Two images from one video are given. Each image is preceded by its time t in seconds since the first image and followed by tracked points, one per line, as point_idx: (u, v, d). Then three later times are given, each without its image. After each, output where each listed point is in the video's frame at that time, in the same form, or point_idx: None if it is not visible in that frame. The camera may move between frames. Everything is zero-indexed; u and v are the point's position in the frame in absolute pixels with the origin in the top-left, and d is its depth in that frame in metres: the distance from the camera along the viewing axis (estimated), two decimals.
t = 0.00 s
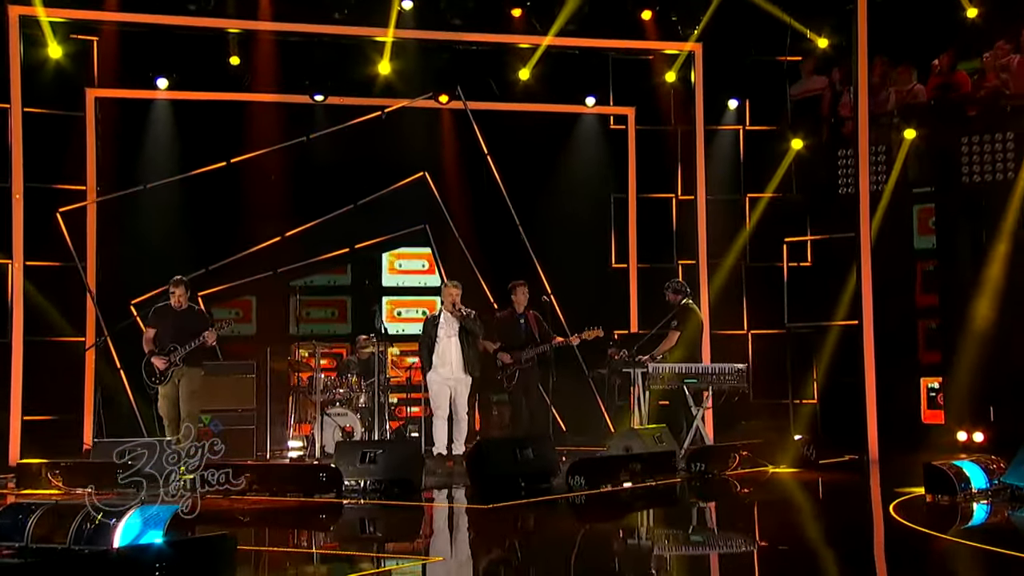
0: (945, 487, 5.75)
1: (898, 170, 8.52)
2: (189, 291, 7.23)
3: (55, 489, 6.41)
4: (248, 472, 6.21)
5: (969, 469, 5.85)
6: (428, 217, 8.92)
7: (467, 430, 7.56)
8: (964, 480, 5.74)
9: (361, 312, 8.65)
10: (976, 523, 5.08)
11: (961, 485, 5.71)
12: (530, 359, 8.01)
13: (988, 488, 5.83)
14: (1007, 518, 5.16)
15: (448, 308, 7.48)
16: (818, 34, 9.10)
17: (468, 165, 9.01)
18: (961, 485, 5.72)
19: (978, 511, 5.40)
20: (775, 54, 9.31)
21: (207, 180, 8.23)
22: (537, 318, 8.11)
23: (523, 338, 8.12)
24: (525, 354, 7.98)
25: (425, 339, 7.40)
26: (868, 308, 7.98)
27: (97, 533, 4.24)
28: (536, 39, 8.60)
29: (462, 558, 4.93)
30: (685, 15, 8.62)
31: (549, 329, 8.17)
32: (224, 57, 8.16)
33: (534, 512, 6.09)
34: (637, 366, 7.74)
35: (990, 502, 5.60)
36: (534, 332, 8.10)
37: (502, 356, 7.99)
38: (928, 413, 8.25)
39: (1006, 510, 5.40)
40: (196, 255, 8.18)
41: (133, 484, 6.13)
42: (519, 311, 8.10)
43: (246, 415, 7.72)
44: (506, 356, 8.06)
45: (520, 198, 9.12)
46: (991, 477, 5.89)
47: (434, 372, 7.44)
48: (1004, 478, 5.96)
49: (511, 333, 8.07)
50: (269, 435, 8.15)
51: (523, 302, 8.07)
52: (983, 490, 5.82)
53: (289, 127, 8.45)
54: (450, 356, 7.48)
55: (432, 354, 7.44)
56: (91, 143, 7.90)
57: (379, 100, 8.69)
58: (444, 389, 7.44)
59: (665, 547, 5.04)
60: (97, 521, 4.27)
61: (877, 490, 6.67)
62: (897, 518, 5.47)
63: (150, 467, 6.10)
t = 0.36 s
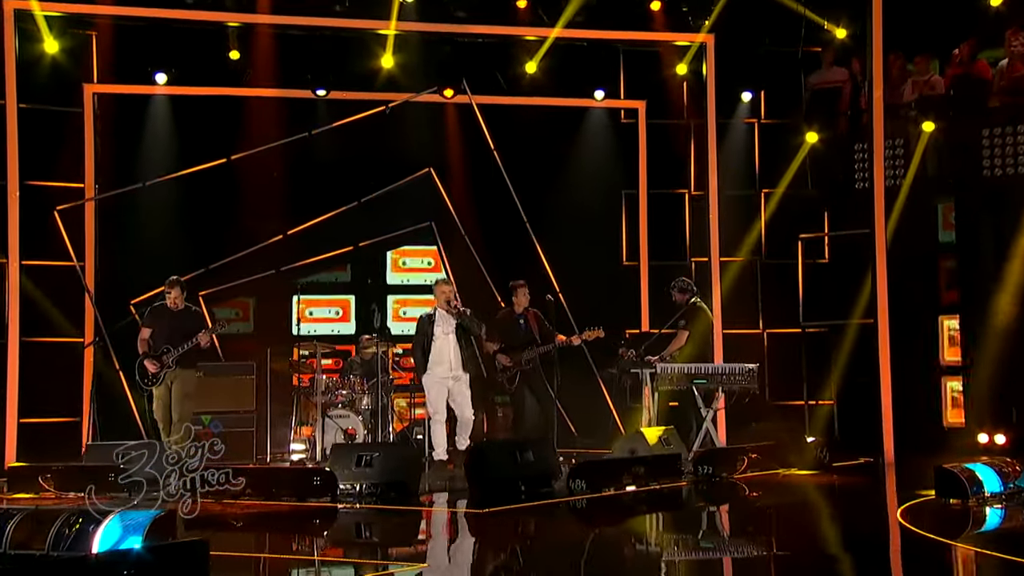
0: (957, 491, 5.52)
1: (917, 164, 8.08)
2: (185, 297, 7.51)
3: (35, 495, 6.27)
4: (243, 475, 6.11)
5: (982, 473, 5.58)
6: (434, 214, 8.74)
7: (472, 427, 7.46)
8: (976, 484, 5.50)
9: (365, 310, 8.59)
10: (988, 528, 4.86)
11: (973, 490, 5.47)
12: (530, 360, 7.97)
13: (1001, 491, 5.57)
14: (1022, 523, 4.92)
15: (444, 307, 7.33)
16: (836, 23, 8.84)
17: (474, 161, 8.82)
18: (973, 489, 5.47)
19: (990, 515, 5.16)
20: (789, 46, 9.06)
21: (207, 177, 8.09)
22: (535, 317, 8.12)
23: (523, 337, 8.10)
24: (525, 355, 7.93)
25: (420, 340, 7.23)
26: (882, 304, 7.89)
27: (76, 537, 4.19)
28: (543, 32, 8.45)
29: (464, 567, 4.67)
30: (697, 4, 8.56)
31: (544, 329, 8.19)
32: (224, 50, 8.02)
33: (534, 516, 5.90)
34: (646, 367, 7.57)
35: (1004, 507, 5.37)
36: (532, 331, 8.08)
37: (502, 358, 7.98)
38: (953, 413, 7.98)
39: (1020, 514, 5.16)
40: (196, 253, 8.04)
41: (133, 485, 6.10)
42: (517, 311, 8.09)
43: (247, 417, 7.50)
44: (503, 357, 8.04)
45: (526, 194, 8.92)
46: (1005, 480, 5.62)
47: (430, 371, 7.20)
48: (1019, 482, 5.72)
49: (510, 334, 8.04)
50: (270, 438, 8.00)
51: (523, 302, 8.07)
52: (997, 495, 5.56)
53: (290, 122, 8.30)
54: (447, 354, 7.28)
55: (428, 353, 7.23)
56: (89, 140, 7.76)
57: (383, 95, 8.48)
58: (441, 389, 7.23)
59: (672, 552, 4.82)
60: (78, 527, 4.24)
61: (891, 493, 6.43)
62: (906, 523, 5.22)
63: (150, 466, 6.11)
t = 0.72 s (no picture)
0: (971, 495, 5.33)
1: (938, 159, 7.78)
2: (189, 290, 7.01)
3: (23, 498, 6.17)
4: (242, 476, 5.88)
5: (998, 477, 5.35)
6: (443, 212, 8.58)
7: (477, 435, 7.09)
8: (992, 489, 5.28)
9: (372, 309, 8.43)
10: (1006, 536, 4.64)
11: (989, 495, 5.27)
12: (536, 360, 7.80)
13: (1019, 497, 5.33)
14: None
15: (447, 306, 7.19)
16: (857, 15, 8.67)
17: (482, 157, 8.63)
18: (988, 494, 5.27)
19: (1007, 523, 4.94)
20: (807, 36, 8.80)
21: (213, 175, 7.95)
22: (541, 315, 7.93)
23: (529, 337, 7.92)
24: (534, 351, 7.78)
25: (422, 341, 7.18)
26: (901, 307, 7.70)
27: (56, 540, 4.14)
28: (555, 24, 8.25)
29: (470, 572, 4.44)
30: None
31: (552, 326, 8.00)
32: (226, 45, 7.81)
33: (536, 523, 5.71)
34: (657, 367, 7.35)
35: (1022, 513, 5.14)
36: (539, 329, 7.92)
37: (510, 358, 7.79)
38: (971, 416, 7.73)
39: None
40: (203, 251, 7.93)
41: (132, 486, 5.94)
42: (521, 309, 7.94)
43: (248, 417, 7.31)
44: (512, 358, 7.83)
45: (537, 190, 8.72)
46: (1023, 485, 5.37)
47: (431, 373, 7.12)
48: None
49: (516, 335, 7.90)
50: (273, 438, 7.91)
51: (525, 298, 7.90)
52: (1014, 500, 5.33)
53: (296, 119, 8.16)
54: (447, 355, 7.16)
55: (429, 353, 7.16)
56: (90, 137, 7.62)
57: (392, 89, 8.36)
58: (444, 391, 7.11)
59: (685, 558, 4.64)
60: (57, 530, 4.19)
61: (908, 497, 6.19)
62: (919, 531, 4.99)
63: (150, 466, 5.96)
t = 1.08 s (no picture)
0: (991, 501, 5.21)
1: (964, 152, 7.52)
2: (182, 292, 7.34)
3: (20, 501, 6.06)
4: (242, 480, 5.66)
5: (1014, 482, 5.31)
6: (454, 209, 8.41)
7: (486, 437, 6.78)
8: (1009, 495, 5.24)
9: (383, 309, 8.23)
10: None
11: (1006, 501, 5.21)
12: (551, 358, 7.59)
13: None
14: None
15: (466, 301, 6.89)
16: (884, 6, 8.24)
17: (493, 153, 8.45)
18: (1005, 500, 5.21)
19: None
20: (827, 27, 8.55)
21: (220, 171, 7.83)
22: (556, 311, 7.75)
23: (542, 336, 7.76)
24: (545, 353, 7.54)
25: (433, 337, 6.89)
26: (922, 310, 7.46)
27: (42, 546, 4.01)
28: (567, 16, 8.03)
29: None
30: None
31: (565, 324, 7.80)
32: (232, 39, 7.71)
33: (540, 528, 5.53)
34: (671, 368, 7.14)
35: None
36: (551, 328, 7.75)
37: (525, 359, 7.59)
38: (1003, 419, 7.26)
39: None
40: (211, 249, 7.81)
41: (133, 487, 5.79)
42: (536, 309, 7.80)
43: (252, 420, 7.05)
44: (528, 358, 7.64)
45: (550, 187, 8.53)
46: None
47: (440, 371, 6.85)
48: None
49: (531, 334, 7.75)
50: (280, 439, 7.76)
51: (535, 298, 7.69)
52: None
53: (304, 114, 8.02)
54: (457, 355, 6.86)
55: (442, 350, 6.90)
56: (94, 132, 7.50)
57: (402, 83, 8.21)
58: (456, 391, 6.81)
59: (700, 563, 4.47)
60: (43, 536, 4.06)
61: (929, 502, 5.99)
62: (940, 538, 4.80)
63: (151, 466, 5.82)
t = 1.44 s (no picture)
0: (1016, 506, 4.98)
1: (992, 146, 7.17)
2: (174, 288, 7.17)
3: (20, 504, 5.99)
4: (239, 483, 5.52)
5: None
6: (467, 206, 8.25)
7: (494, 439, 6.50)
8: None
9: (394, 309, 8.10)
10: None
11: None
12: (576, 358, 7.49)
13: None
14: None
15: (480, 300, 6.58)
16: None
17: (507, 149, 8.28)
18: None
19: None
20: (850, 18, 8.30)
21: (228, 167, 7.70)
22: (592, 312, 7.54)
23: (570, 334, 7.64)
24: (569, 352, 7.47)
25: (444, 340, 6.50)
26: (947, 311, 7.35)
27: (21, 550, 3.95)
28: (581, 7, 7.81)
29: None
30: None
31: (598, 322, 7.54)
32: (240, 33, 7.59)
33: (545, 533, 5.36)
34: (686, 369, 6.98)
35: None
36: (583, 326, 7.58)
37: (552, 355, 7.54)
38: None
39: None
40: (220, 247, 7.68)
41: (133, 487, 5.73)
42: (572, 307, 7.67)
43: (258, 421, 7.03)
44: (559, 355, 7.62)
45: (565, 182, 8.34)
46: None
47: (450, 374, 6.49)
48: None
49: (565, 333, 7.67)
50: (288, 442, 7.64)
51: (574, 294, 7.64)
52: None
53: (314, 109, 7.88)
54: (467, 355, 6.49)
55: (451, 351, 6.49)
56: (102, 128, 7.42)
57: (414, 78, 8.02)
58: (468, 391, 6.49)
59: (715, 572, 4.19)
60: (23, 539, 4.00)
61: (951, 506, 5.76)
62: (959, 545, 4.60)
63: (150, 465, 5.76)
